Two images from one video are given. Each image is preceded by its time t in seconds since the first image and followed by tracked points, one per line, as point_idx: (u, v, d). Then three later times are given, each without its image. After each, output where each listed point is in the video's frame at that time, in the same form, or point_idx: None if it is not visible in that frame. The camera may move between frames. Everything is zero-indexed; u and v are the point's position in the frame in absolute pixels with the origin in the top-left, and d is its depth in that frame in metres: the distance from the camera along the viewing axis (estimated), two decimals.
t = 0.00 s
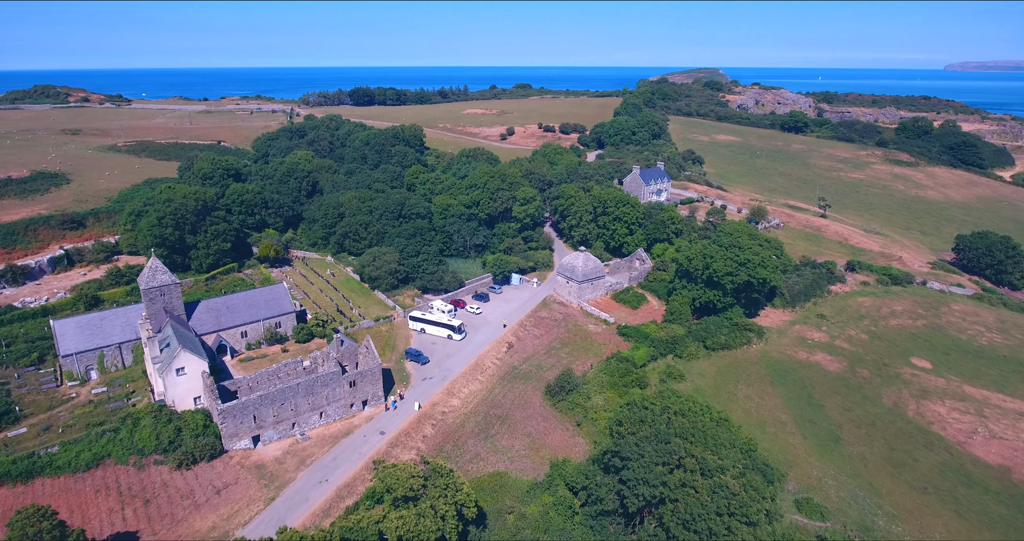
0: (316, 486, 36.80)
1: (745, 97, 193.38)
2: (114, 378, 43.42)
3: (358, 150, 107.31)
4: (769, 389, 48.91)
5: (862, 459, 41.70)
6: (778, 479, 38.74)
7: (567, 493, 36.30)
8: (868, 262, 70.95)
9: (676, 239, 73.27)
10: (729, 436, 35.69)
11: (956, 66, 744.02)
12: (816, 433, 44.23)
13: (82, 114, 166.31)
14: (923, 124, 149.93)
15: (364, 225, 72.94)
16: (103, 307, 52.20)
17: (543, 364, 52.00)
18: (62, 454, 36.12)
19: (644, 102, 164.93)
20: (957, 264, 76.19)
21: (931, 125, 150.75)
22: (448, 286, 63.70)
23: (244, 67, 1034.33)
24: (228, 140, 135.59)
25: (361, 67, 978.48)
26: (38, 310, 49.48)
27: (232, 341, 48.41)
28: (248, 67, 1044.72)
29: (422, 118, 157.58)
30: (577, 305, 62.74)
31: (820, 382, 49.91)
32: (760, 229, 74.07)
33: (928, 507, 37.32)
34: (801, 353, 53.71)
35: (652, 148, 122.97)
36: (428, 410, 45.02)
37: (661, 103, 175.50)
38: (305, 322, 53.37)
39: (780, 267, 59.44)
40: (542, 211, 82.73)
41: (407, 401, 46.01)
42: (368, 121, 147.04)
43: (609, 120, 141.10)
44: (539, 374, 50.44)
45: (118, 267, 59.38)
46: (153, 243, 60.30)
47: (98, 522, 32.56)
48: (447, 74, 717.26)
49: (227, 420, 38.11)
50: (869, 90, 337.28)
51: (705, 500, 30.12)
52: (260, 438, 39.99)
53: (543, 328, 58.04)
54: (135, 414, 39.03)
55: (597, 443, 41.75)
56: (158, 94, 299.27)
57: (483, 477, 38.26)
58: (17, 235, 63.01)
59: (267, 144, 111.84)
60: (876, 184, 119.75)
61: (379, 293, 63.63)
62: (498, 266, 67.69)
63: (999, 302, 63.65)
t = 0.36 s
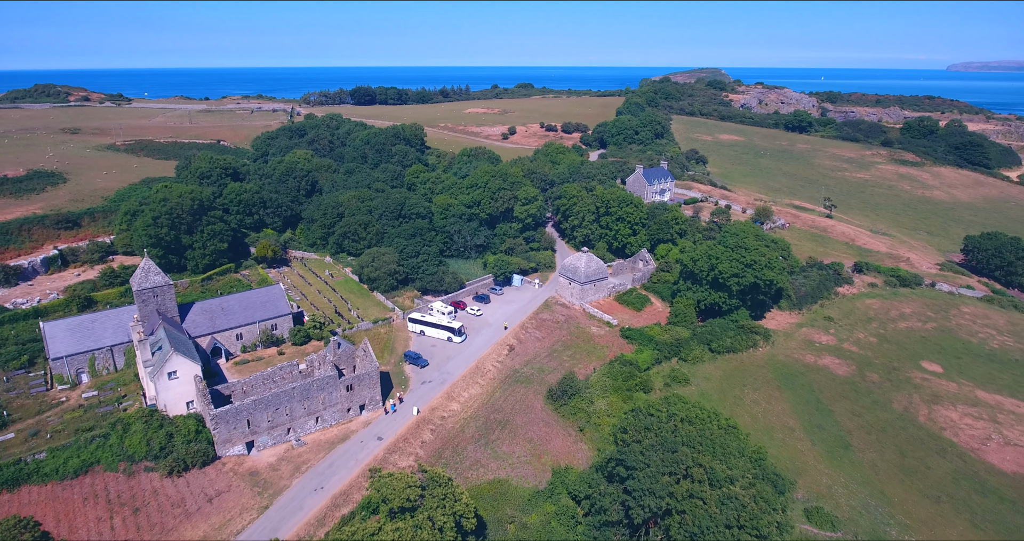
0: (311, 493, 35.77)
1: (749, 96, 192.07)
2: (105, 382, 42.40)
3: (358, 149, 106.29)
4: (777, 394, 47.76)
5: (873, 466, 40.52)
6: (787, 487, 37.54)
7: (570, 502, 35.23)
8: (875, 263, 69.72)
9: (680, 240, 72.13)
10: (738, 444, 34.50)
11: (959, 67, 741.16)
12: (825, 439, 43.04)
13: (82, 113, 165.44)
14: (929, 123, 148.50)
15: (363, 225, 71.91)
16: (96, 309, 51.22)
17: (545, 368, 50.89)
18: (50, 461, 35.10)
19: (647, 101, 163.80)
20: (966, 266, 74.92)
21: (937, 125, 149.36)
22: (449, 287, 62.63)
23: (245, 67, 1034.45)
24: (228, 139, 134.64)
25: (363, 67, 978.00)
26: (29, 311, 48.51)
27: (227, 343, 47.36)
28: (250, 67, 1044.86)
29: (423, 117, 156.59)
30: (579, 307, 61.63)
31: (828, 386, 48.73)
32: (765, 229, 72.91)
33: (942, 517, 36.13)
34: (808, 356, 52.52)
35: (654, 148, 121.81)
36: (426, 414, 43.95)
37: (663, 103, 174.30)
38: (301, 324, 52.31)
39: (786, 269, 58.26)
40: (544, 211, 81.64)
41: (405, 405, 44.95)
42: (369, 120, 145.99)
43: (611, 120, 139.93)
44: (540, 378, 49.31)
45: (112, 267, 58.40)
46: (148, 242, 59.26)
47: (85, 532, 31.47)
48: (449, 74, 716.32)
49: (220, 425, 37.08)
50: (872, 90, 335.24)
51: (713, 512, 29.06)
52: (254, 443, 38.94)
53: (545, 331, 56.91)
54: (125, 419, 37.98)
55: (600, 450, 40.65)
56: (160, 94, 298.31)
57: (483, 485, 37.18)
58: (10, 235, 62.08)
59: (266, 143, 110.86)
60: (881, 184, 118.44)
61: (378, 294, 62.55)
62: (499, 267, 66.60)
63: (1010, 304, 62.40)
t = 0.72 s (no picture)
0: (304, 503, 34.54)
1: (752, 95, 190.61)
2: (94, 386, 41.23)
3: (358, 148, 105.09)
4: (785, 399, 46.42)
5: (886, 475, 39.16)
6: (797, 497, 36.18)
7: (572, 513, 33.97)
8: (884, 264, 68.29)
9: (684, 241, 70.82)
10: (748, 454, 33.20)
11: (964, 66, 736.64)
12: (835, 446, 41.70)
13: (81, 112, 164.49)
14: (935, 122, 146.80)
15: (362, 226, 70.71)
16: (88, 311, 50.08)
17: (546, 371, 49.58)
18: (34, 469, 33.92)
19: (649, 100, 162.49)
20: (976, 267, 73.42)
21: (943, 124, 147.69)
22: (449, 289, 61.37)
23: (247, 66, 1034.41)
24: (227, 138, 133.58)
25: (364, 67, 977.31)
26: (18, 313, 47.38)
27: (220, 347, 46.13)
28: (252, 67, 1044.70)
29: (424, 117, 155.44)
30: (582, 309, 60.32)
31: (838, 391, 47.37)
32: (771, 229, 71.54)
33: (959, 529, 34.77)
34: (817, 360, 51.16)
35: (658, 147, 120.45)
36: (425, 420, 42.70)
37: (666, 102, 172.92)
38: (297, 326, 51.08)
39: (794, 270, 56.90)
40: (546, 211, 80.36)
41: (403, 411, 43.70)
42: (370, 119, 144.82)
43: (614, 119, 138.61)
44: (542, 382, 48.02)
45: (105, 268, 57.25)
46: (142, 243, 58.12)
47: None
48: (451, 74, 714.84)
49: (211, 432, 35.88)
50: (877, 90, 332.42)
51: (724, 527, 27.80)
52: (246, 451, 37.74)
53: (547, 333, 55.63)
54: (113, 425, 36.77)
55: (604, 458, 39.36)
56: (161, 94, 297.55)
57: (482, 495, 35.91)
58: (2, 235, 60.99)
59: (265, 141, 109.72)
60: (887, 184, 116.90)
61: (376, 295, 61.29)
62: (500, 268, 65.31)
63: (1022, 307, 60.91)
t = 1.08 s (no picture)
0: (296, 514, 33.25)
1: (755, 94, 189.08)
2: (81, 392, 40.01)
3: (357, 147, 103.86)
4: (793, 404, 45.10)
5: (899, 484, 37.78)
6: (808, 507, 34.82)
7: (575, 525, 32.75)
8: (892, 266, 66.92)
9: (688, 241, 69.50)
10: (760, 466, 31.91)
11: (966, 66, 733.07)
12: (846, 454, 40.36)
13: (80, 111, 163.44)
14: (940, 121, 145.28)
15: (360, 226, 69.49)
16: (77, 313, 48.88)
17: (548, 376, 48.26)
18: (16, 479, 32.67)
19: (651, 99, 161.22)
20: (985, 268, 72.01)
21: (949, 123, 146.16)
22: (448, 290, 60.16)
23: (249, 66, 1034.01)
24: (225, 137, 132.41)
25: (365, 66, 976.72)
26: (5, 316, 46.21)
27: (212, 350, 44.90)
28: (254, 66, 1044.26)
29: (425, 116, 154.27)
30: (584, 311, 59.00)
31: (847, 396, 46.03)
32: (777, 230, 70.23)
33: None
34: (825, 365, 49.81)
35: (660, 146, 119.12)
36: (422, 426, 41.44)
37: (668, 101, 171.76)
38: (292, 329, 49.84)
39: (801, 272, 55.52)
40: (547, 211, 79.08)
41: (400, 417, 42.43)
42: (370, 118, 143.64)
43: (616, 118, 137.33)
44: (543, 387, 46.70)
45: (96, 269, 56.07)
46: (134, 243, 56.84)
47: None
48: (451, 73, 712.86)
49: (200, 440, 34.61)
50: (880, 90, 328.34)
51: None
52: (237, 459, 36.47)
53: (548, 336, 54.34)
54: (99, 433, 35.52)
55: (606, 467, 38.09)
56: (162, 93, 297.09)
57: (480, 506, 34.64)
58: None
59: (263, 140, 108.54)
60: (893, 184, 115.45)
61: (374, 297, 60.03)
62: (500, 269, 64.03)
63: None
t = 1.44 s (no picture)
0: (288, 525, 32.09)
1: (757, 94, 187.80)
2: (68, 397, 38.88)
3: (356, 147, 102.78)
4: (802, 410, 43.87)
5: (912, 493, 36.53)
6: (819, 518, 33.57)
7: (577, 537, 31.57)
8: (900, 267, 65.66)
9: (692, 242, 68.30)
10: (770, 477, 30.74)
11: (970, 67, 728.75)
12: (857, 461, 39.11)
13: (79, 111, 162.48)
14: (945, 121, 143.88)
15: (358, 226, 68.35)
16: (67, 315, 47.77)
17: (549, 380, 47.05)
18: None
19: (653, 99, 160.11)
20: (994, 270, 70.72)
21: (954, 123, 144.79)
22: (447, 292, 59.01)
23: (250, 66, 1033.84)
24: (224, 137, 131.40)
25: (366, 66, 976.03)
26: None
27: (204, 354, 43.74)
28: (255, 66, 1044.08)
29: (425, 115, 153.25)
30: (586, 313, 57.80)
31: (857, 401, 44.77)
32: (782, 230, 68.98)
33: None
34: (834, 369, 48.54)
35: (662, 146, 117.92)
36: (419, 433, 40.25)
37: (670, 101, 170.64)
38: (287, 332, 48.69)
39: (809, 273, 54.23)
40: (549, 211, 77.92)
41: (397, 423, 41.24)
42: (370, 117, 142.61)
43: (618, 117, 136.21)
44: (544, 391, 45.50)
45: (88, 270, 55.00)
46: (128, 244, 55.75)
47: None
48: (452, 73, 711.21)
49: (189, 448, 33.46)
50: (884, 90, 324.04)
51: None
52: (228, 467, 35.32)
53: (549, 339, 53.14)
54: (85, 440, 34.36)
55: (609, 475, 36.90)
56: (163, 93, 296.86)
57: (479, 516, 33.46)
58: None
59: (261, 140, 107.49)
60: (898, 184, 114.16)
61: (372, 299, 58.91)
62: (501, 270, 62.77)
63: None
